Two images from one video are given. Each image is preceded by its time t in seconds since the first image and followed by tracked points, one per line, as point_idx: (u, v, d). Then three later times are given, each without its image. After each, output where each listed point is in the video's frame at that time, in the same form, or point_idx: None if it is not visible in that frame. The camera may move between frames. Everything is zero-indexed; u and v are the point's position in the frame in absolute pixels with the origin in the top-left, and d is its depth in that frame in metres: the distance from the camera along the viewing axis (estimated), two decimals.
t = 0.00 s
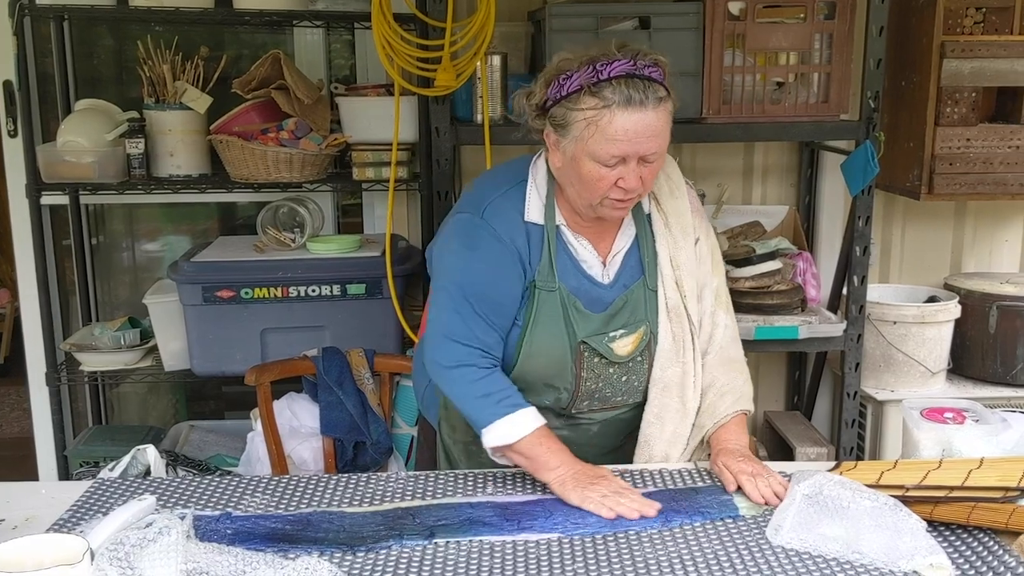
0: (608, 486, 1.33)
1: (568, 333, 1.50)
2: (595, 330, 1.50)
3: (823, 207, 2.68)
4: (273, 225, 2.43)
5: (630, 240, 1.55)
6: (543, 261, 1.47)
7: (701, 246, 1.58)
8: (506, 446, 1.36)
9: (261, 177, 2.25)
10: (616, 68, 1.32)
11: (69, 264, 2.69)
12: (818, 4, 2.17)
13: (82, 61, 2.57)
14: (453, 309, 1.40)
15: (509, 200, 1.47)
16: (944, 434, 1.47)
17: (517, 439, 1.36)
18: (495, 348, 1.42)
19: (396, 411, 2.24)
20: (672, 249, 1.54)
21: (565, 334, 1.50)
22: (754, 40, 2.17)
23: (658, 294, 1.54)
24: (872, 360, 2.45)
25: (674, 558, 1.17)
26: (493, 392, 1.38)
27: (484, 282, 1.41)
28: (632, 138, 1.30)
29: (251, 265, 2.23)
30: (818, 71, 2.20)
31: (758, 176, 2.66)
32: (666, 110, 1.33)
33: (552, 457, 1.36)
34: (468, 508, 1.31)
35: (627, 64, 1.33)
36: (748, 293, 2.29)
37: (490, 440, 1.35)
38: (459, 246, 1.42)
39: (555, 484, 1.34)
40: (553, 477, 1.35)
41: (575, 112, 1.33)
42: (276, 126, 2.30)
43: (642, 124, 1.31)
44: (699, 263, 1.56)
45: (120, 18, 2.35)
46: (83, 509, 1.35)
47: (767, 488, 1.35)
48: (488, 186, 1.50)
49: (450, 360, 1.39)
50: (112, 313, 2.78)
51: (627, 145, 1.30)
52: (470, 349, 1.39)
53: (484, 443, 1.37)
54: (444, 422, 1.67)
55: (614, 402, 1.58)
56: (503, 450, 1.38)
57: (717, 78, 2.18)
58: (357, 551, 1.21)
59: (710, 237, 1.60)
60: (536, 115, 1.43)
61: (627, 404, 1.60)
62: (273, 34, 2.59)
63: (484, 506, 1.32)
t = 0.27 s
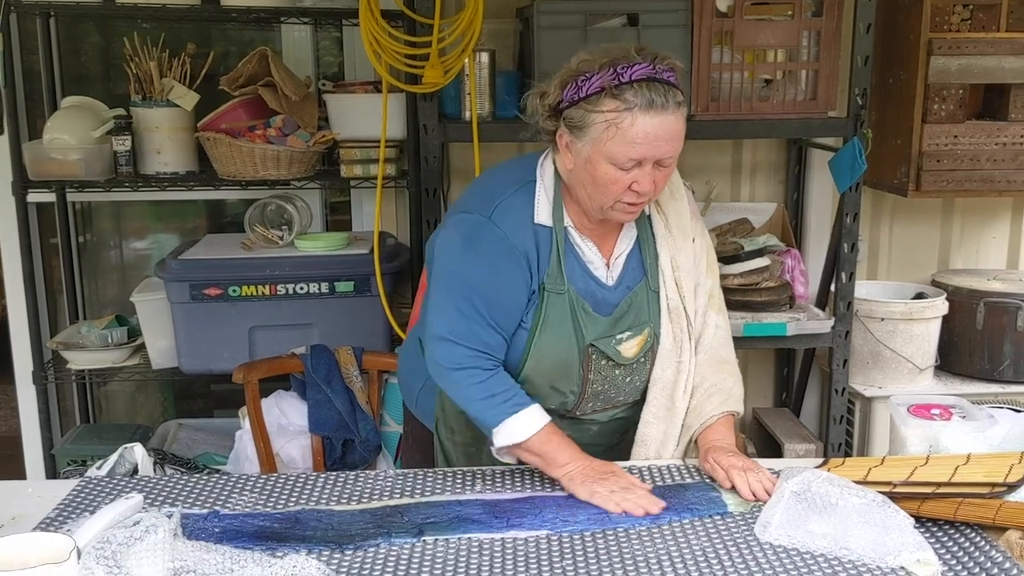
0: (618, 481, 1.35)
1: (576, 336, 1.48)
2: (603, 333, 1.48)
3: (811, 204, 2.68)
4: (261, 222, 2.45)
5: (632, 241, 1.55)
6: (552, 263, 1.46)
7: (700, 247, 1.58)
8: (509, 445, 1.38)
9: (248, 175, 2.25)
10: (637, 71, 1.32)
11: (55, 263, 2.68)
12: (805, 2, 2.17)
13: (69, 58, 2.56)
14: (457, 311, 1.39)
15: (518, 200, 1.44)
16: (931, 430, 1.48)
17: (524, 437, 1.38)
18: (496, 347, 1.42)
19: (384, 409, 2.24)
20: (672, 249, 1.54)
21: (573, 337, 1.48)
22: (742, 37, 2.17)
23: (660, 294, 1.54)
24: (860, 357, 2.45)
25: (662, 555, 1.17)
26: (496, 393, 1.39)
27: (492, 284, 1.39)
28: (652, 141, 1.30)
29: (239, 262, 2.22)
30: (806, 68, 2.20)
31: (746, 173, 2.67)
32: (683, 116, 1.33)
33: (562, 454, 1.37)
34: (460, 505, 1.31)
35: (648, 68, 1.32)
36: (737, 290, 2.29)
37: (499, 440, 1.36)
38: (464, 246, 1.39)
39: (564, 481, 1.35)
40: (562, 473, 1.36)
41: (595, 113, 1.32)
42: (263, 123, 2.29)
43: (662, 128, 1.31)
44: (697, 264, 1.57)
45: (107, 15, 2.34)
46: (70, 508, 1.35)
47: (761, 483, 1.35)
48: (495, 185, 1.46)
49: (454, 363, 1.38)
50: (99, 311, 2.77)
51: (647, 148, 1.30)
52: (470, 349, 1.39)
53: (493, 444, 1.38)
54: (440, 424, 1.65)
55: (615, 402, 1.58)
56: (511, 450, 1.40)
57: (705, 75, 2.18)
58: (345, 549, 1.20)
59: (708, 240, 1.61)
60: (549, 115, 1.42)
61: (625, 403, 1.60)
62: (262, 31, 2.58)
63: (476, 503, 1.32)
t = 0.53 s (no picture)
0: (636, 478, 1.35)
1: (574, 334, 1.47)
2: (600, 330, 1.48)
3: (802, 202, 2.68)
4: (252, 221, 2.46)
5: (626, 237, 1.54)
6: (549, 262, 1.44)
7: (692, 242, 1.59)
8: (524, 446, 1.36)
9: (238, 174, 2.24)
10: (630, 71, 1.32)
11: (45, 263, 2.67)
12: None
13: (58, 57, 2.55)
14: (461, 310, 1.36)
15: (515, 198, 1.43)
16: (921, 427, 1.48)
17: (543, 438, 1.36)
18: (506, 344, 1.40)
19: (375, 408, 2.24)
20: (666, 244, 1.54)
21: (571, 335, 1.47)
22: (733, 35, 2.18)
23: (654, 290, 1.53)
24: (851, 355, 2.46)
25: (654, 553, 1.17)
26: (512, 393, 1.36)
27: (497, 283, 1.38)
28: (645, 141, 1.30)
29: (230, 261, 2.22)
30: (796, 67, 2.20)
31: (737, 171, 2.67)
32: (676, 116, 1.33)
33: (579, 454, 1.36)
34: (456, 503, 1.31)
35: (640, 69, 1.32)
36: (728, 288, 2.29)
37: (516, 439, 1.34)
38: (466, 244, 1.37)
39: (583, 480, 1.34)
40: (578, 472, 1.35)
41: (588, 113, 1.32)
42: (253, 122, 2.28)
43: (655, 128, 1.30)
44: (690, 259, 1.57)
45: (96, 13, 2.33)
46: (60, 507, 1.34)
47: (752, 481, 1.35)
48: (489, 184, 1.45)
49: (467, 362, 1.36)
50: (90, 311, 2.76)
51: (640, 148, 1.30)
52: (481, 347, 1.37)
53: (509, 444, 1.36)
54: (433, 422, 1.64)
55: (609, 398, 1.57)
56: (524, 450, 1.37)
57: (696, 73, 2.18)
58: (337, 548, 1.20)
59: (700, 234, 1.61)
60: (542, 116, 1.42)
61: (619, 399, 1.60)
62: (253, 29, 2.57)
63: (471, 501, 1.32)
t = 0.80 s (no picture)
0: (615, 479, 1.33)
1: (575, 333, 1.47)
2: (601, 330, 1.47)
3: (798, 201, 2.69)
4: (247, 220, 2.45)
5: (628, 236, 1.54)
6: (550, 261, 1.44)
7: (694, 241, 1.58)
8: (507, 441, 1.36)
9: (234, 173, 2.24)
10: (644, 70, 1.32)
11: (40, 263, 2.66)
12: None
13: (53, 56, 2.54)
14: (454, 309, 1.37)
15: (515, 196, 1.43)
16: (918, 426, 1.48)
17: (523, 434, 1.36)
18: (492, 340, 1.40)
19: (373, 407, 2.23)
20: (669, 243, 1.54)
21: (572, 334, 1.47)
22: (729, 34, 2.17)
23: (656, 290, 1.53)
24: (848, 354, 2.47)
25: (653, 553, 1.17)
26: (493, 389, 1.36)
27: (485, 279, 1.37)
28: (656, 140, 1.30)
29: (226, 261, 2.21)
30: (793, 66, 2.20)
31: (734, 170, 2.67)
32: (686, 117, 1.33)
33: (557, 449, 1.36)
34: (457, 503, 1.31)
35: (653, 68, 1.32)
36: (725, 287, 2.29)
37: (496, 436, 1.34)
38: (463, 240, 1.37)
39: (562, 476, 1.34)
40: (562, 468, 1.35)
41: (599, 111, 1.32)
42: (249, 121, 2.28)
43: (665, 127, 1.30)
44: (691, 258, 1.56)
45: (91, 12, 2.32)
46: (57, 507, 1.33)
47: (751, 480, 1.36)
48: (493, 181, 1.45)
49: (448, 359, 1.37)
50: (85, 311, 2.76)
51: (651, 147, 1.30)
52: (466, 345, 1.37)
53: (491, 440, 1.37)
54: (435, 421, 1.64)
55: (609, 398, 1.57)
56: (508, 445, 1.38)
57: (692, 73, 2.18)
58: (334, 548, 1.19)
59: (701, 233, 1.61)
60: (551, 113, 1.41)
61: (619, 399, 1.59)
62: (248, 29, 2.57)
63: (471, 501, 1.31)
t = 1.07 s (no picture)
0: (614, 482, 1.33)
1: (573, 335, 1.46)
2: (599, 331, 1.47)
3: (799, 201, 2.68)
4: (248, 220, 2.45)
5: (625, 237, 1.54)
6: (547, 263, 1.44)
7: (692, 242, 1.58)
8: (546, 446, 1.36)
9: (235, 173, 2.23)
10: (626, 72, 1.31)
11: (41, 263, 2.66)
12: None
13: (53, 55, 2.54)
14: (473, 320, 1.36)
15: (511, 199, 1.42)
16: (920, 427, 1.48)
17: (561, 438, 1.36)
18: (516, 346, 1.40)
19: (373, 408, 2.23)
20: (666, 243, 1.54)
21: (570, 336, 1.46)
22: (730, 35, 2.17)
23: (653, 290, 1.53)
24: (849, 355, 2.46)
25: (654, 554, 1.16)
26: (525, 395, 1.36)
27: (495, 285, 1.37)
28: (639, 142, 1.30)
29: (227, 261, 2.21)
30: (794, 66, 2.20)
31: (734, 170, 2.67)
32: (670, 117, 1.32)
33: (601, 454, 1.36)
34: (461, 504, 1.31)
35: (637, 69, 1.32)
36: (726, 287, 2.29)
37: (538, 440, 1.34)
38: (466, 249, 1.37)
39: (607, 481, 1.34)
40: (604, 473, 1.35)
41: (582, 113, 1.32)
42: (250, 121, 2.28)
43: (649, 128, 1.30)
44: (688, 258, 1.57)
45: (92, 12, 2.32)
46: (57, 507, 1.33)
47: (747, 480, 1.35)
48: (487, 186, 1.44)
49: (480, 367, 1.36)
50: (85, 311, 2.75)
51: (634, 149, 1.30)
52: (492, 351, 1.37)
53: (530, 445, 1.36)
54: (433, 422, 1.64)
55: (607, 398, 1.57)
56: (548, 449, 1.38)
57: (693, 73, 2.18)
58: (335, 549, 1.19)
59: (699, 233, 1.61)
60: (539, 116, 1.41)
61: (617, 399, 1.59)
62: (249, 28, 2.57)
63: (474, 502, 1.31)
